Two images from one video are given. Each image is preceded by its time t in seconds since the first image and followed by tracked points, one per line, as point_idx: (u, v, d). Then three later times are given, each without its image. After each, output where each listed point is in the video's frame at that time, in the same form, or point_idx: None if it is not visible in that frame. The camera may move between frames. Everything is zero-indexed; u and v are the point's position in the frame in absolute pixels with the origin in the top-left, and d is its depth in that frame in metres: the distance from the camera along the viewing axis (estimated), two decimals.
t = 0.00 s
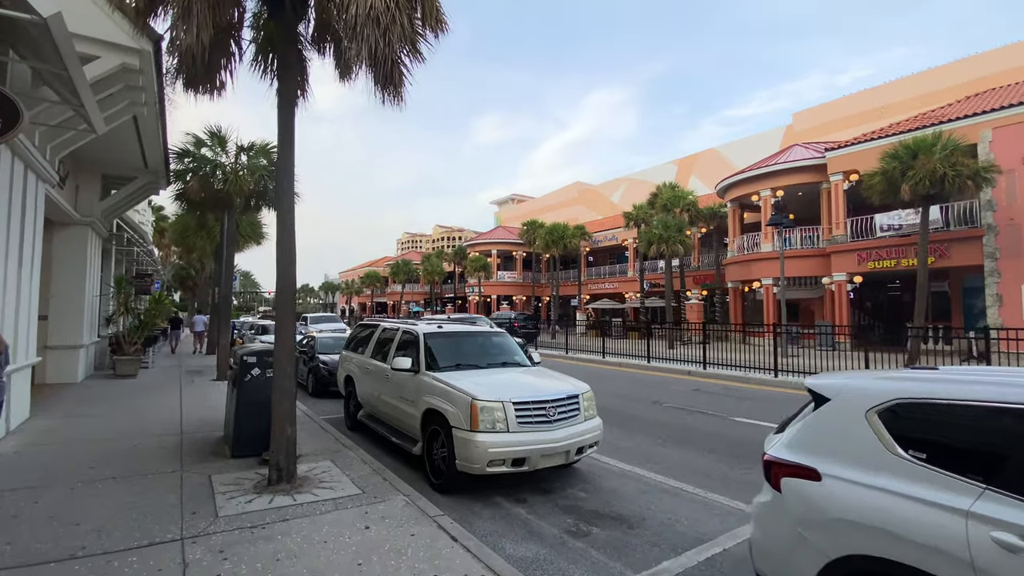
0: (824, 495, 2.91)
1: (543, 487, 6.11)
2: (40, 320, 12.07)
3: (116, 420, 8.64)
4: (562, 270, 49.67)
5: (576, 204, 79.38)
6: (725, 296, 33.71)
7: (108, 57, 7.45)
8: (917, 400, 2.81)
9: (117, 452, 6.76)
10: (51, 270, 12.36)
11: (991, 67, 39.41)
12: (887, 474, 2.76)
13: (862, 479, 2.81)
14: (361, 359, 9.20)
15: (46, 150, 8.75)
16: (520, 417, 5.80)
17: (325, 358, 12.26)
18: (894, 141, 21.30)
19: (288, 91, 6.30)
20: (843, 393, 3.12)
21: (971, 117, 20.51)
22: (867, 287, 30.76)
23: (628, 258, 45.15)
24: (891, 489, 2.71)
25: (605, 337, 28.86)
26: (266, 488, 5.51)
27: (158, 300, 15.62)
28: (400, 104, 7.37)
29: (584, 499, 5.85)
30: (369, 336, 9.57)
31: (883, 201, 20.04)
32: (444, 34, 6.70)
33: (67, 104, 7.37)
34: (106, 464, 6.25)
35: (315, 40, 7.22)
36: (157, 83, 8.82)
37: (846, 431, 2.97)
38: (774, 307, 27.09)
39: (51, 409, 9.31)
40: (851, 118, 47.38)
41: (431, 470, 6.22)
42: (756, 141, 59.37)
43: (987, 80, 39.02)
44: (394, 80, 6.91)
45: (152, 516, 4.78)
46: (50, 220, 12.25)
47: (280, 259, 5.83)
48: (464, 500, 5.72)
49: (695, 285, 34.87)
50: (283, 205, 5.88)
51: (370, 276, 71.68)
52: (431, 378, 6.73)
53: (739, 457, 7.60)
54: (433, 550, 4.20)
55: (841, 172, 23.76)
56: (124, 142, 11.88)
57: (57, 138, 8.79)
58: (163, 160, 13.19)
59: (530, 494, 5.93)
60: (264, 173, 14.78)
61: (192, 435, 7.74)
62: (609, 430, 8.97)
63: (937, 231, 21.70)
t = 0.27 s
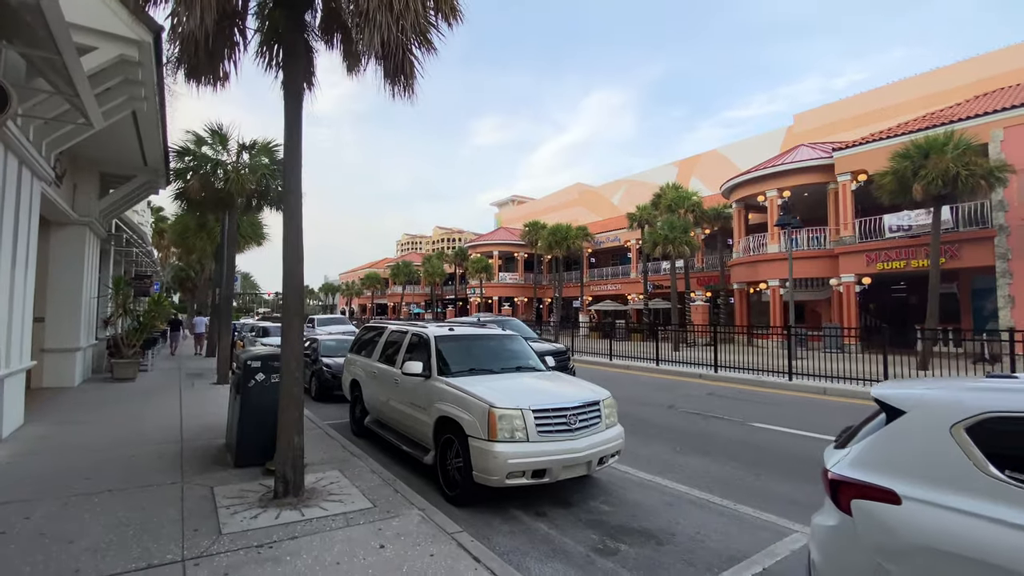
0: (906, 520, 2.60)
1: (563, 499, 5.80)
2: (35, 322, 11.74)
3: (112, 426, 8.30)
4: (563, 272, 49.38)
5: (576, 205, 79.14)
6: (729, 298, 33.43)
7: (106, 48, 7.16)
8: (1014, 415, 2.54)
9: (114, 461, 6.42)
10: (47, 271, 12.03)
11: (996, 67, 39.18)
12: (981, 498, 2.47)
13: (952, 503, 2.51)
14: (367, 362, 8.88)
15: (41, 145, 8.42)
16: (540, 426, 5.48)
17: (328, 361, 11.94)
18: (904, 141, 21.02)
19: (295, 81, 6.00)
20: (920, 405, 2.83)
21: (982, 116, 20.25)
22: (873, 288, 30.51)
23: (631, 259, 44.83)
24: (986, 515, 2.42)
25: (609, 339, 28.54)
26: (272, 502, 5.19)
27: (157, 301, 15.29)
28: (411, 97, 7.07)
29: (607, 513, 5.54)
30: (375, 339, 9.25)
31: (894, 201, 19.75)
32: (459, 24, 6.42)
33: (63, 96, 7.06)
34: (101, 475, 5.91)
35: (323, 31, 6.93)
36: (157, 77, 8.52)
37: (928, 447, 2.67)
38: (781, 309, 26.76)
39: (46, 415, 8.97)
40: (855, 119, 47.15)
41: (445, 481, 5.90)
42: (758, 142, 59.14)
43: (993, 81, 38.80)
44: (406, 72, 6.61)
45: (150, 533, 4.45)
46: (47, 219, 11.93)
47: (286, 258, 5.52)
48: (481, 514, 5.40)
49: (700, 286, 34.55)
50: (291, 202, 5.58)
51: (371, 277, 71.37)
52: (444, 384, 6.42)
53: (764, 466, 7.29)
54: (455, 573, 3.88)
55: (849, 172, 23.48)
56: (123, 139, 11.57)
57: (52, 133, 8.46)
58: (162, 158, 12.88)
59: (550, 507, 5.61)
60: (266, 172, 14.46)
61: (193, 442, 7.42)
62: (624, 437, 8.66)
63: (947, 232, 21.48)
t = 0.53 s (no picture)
0: (999, 543, 2.29)
1: (582, 509, 5.49)
2: (30, 322, 11.44)
3: (109, 430, 8.00)
4: (565, 273, 49.08)
5: (578, 206, 78.85)
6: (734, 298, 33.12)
7: (102, 36, 6.88)
8: None
9: (108, 468, 6.11)
10: (42, 269, 11.73)
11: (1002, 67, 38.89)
12: None
13: None
14: (372, 364, 8.58)
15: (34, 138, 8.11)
16: (559, 432, 5.17)
17: (331, 363, 11.64)
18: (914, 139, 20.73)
19: (299, 68, 5.70)
20: (1008, 411, 2.53)
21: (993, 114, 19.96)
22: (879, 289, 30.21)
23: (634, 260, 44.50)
24: None
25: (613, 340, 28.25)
26: (276, 513, 4.87)
27: (156, 302, 15.00)
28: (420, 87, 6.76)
29: (631, 523, 5.23)
30: (381, 340, 8.93)
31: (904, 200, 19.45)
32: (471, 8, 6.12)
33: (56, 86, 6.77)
34: (95, 483, 5.60)
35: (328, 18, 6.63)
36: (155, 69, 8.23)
37: None
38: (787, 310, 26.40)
39: (40, 419, 8.67)
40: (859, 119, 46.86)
41: (457, 489, 5.59)
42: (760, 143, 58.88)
43: (999, 81, 38.50)
44: (415, 59, 6.31)
45: (146, 549, 4.14)
46: (43, 217, 11.64)
47: (290, 255, 5.21)
48: (497, 525, 5.09)
49: (704, 287, 34.22)
50: (295, 195, 5.28)
51: (371, 278, 71.08)
52: (455, 387, 6.11)
53: (788, 472, 6.98)
54: None
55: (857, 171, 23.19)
56: (120, 134, 11.27)
57: (46, 126, 8.16)
58: (161, 155, 12.59)
59: (570, 518, 5.30)
60: (267, 169, 14.15)
61: (192, 447, 7.11)
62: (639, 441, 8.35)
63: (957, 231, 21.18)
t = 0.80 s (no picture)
0: None
1: (603, 521, 5.17)
2: (24, 323, 11.13)
3: (103, 435, 7.67)
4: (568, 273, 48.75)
5: (579, 206, 78.52)
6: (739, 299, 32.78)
7: (95, 22, 6.54)
8: None
9: (101, 477, 5.78)
10: (36, 268, 11.41)
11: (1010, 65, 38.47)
12: None
13: None
14: (377, 366, 8.24)
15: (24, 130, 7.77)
16: (580, 440, 4.83)
17: (334, 364, 11.31)
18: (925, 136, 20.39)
19: (302, 53, 5.37)
20: None
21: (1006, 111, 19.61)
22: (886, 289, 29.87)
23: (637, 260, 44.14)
24: None
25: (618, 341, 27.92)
26: (277, 528, 4.53)
27: (155, 302, 14.68)
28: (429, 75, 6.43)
29: (656, 538, 4.89)
30: (386, 341, 8.60)
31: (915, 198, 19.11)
32: None
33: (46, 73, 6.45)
34: (86, 494, 5.27)
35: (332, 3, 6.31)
36: (152, 60, 7.91)
37: None
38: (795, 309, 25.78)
39: (32, 422, 8.36)
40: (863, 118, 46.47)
41: (469, 500, 5.26)
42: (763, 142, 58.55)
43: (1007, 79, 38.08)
44: (424, 45, 5.97)
45: (137, 569, 3.81)
46: (37, 214, 11.34)
47: (292, 250, 4.87)
48: (514, 540, 4.77)
49: (709, 287, 33.87)
50: (298, 187, 4.95)
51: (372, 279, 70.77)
52: (466, 391, 5.77)
53: (816, 480, 6.65)
54: None
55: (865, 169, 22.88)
56: (116, 128, 10.95)
57: (36, 118, 7.83)
58: (159, 151, 12.26)
59: (592, 532, 4.96)
60: (268, 166, 13.81)
61: (189, 454, 6.78)
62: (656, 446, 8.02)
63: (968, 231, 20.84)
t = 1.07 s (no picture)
0: None
1: (628, 538, 4.86)
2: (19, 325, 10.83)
3: (99, 442, 7.36)
4: (570, 273, 48.40)
5: (581, 206, 78.13)
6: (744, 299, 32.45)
7: (91, 10, 6.21)
8: None
9: (96, 489, 5.48)
10: (32, 269, 11.11)
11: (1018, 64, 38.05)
12: None
13: None
14: (385, 370, 7.93)
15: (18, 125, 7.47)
16: (607, 453, 4.52)
17: (337, 367, 11.00)
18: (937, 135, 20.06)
19: (308, 41, 5.04)
20: None
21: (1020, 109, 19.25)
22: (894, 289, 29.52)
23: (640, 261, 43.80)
24: None
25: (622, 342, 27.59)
26: (284, 548, 4.22)
27: (154, 303, 14.38)
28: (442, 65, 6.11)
29: (687, 556, 4.59)
30: (394, 345, 8.27)
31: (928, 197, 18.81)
32: None
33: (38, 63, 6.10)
34: (79, 508, 4.97)
35: None
36: (150, 51, 7.58)
37: None
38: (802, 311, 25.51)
39: (28, 428, 8.07)
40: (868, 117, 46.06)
41: (487, 515, 4.96)
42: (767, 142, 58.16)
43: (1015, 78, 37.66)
44: (437, 32, 5.65)
45: None
46: (33, 213, 11.04)
47: (299, 250, 4.56)
48: (536, 559, 4.47)
49: (714, 288, 33.53)
50: (305, 183, 4.65)
51: (374, 279, 70.43)
52: (482, 398, 5.46)
53: (846, 490, 6.34)
54: None
55: (875, 168, 22.64)
56: (114, 124, 10.65)
57: (29, 112, 7.52)
58: (158, 148, 11.96)
59: (618, 549, 4.66)
60: (270, 164, 13.49)
61: (190, 463, 6.49)
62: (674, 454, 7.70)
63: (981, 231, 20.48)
